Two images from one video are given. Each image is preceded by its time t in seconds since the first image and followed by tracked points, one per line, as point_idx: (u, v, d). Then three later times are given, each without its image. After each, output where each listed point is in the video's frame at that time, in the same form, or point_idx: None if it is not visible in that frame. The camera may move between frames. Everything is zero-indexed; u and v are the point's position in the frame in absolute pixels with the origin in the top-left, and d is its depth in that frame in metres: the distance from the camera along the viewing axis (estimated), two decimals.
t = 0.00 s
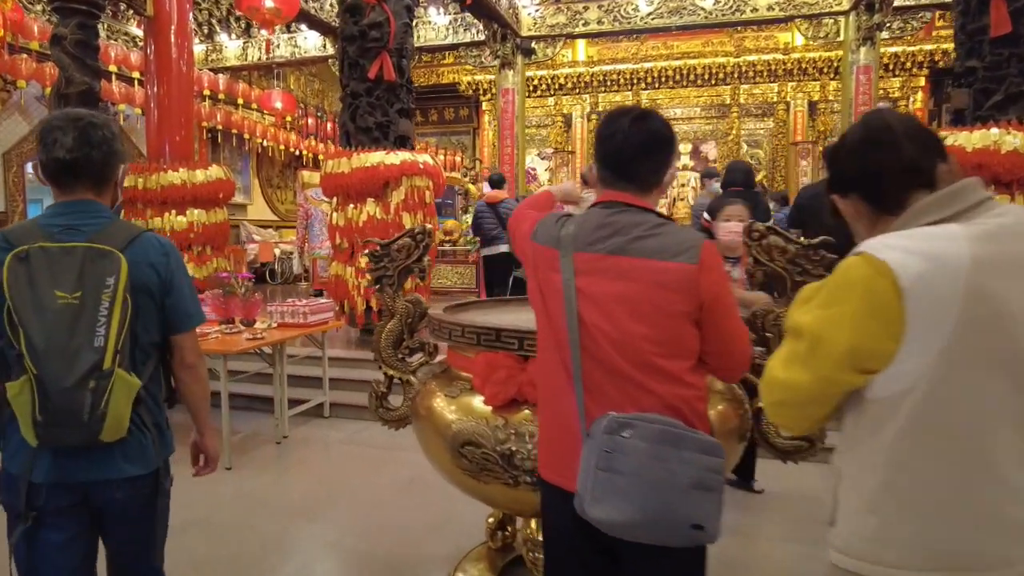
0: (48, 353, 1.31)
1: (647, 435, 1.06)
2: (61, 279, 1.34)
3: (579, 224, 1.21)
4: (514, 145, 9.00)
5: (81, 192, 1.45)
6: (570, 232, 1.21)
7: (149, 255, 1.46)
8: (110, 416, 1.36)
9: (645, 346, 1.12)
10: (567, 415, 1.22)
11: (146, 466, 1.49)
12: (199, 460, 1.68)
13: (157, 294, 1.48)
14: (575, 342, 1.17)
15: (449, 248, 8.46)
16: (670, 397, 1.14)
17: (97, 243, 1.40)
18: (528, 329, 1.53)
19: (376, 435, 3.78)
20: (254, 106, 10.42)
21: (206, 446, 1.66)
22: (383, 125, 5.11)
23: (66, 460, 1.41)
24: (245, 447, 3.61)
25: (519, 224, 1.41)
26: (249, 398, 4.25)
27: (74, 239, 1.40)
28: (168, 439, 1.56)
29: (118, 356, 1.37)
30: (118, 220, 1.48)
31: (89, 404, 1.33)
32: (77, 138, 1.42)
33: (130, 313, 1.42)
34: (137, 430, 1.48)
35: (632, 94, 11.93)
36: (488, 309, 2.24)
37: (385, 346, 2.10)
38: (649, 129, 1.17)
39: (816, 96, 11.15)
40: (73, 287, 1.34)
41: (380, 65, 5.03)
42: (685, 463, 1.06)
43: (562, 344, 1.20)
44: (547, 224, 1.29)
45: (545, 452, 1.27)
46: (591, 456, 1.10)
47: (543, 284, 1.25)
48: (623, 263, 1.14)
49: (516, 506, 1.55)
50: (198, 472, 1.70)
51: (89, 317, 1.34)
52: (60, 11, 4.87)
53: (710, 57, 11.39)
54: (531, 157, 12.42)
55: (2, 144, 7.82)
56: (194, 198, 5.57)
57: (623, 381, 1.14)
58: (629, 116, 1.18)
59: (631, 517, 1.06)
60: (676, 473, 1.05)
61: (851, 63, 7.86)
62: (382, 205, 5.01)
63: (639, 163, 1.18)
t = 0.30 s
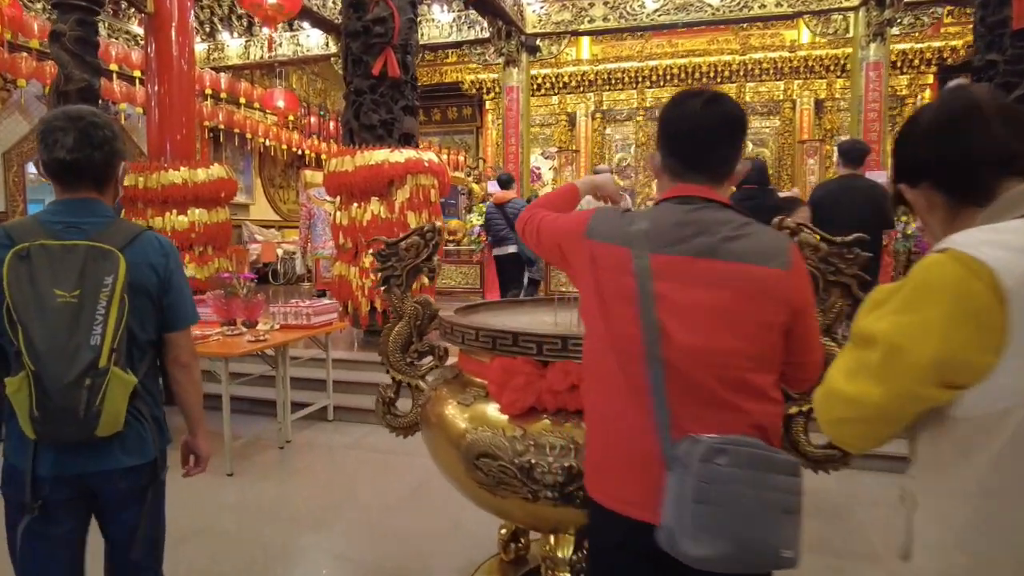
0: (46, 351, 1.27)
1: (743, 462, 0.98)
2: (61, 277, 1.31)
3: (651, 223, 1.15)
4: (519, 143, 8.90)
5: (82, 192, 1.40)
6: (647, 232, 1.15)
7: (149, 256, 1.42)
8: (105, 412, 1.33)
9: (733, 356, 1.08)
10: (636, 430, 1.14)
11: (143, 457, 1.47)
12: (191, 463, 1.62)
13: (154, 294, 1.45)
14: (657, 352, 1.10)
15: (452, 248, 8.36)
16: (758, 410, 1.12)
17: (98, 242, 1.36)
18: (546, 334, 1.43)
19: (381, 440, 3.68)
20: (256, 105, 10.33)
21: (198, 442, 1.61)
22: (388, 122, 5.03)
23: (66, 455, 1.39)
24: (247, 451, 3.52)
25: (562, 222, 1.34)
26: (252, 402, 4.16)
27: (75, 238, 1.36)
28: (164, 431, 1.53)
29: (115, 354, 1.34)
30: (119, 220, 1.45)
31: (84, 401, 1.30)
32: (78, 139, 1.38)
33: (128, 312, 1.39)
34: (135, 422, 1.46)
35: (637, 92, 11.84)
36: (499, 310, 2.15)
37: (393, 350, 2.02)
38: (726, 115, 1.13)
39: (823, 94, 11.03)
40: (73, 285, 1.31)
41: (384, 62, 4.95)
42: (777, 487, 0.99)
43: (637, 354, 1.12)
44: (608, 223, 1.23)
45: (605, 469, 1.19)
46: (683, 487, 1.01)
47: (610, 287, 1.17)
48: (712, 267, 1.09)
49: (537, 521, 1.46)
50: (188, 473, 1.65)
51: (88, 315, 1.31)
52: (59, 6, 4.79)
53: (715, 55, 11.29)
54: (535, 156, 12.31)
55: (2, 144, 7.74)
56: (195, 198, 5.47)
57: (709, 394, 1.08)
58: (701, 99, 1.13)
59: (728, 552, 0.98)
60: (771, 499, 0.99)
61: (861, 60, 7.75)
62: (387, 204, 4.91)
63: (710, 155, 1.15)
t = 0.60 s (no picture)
0: (17, 355, 1.22)
1: (824, 496, 0.95)
2: (34, 280, 1.25)
3: (708, 227, 1.10)
4: (524, 143, 8.78)
5: (57, 193, 1.36)
6: (707, 235, 1.09)
7: (127, 259, 1.38)
8: (77, 417, 1.28)
9: (801, 374, 1.05)
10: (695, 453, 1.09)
11: (118, 463, 1.40)
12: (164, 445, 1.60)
13: (133, 296, 1.40)
14: (723, 372, 1.04)
15: (457, 249, 8.25)
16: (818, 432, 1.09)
17: (73, 245, 1.31)
18: (560, 346, 1.32)
19: (384, 447, 3.56)
20: (258, 104, 10.22)
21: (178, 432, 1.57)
22: (391, 121, 4.91)
23: (41, 458, 1.32)
24: (247, 459, 3.42)
25: (595, 222, 1.27)
26: (253, 407, 4.05)
27: (52, 241, 1.32)
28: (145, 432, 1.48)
29: (88, 359, 1.28)
30: (98, 221, 1.40)
31: (55, 408, 1.25)
32: (47, 142, 1.32)
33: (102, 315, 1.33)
34: (107, 428, 1.38)
35: (643, 91, 11.70)
36: (507, 317, 2.03)
37: (396, 360, 1.91)
38: (784, 111, 1.15)
39: (831, 91, 10.89)
40: (46, 288, 1.25)
41: (387, 59, 4.85)
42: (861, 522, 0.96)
43: (699, 370, 1.06)
44: (656, 226, 1.17)
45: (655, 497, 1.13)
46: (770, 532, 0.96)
47: (665, 300, 1.11)
48: (781, 279, 1.05)
49: (552, 549, 1.35)
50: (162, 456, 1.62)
51: (61, 320, 1.25)
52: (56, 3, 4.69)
53: (722, 53, 11.13)
54: (540, 155, 12.19)
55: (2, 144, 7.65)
56: (195, 198, 5.37)
57: (777, 416, 1.05)
58: (764, 89, 1.17)
59: None
60: (856, 536, 0.96)
61: (873, 56, 7.62)
62: (390, 204, 4.81)
63: (769, 147, 1.17)
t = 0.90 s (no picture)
0: None
1: (870, 528, 0.89)
2: None
3: (739, 224, 0.99)
4: (531, 141, 8.66)
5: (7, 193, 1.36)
6: (736, 234, 0.99)
7: (68, 262, 1.35)
8: None
9: (843, 390, 0.94)
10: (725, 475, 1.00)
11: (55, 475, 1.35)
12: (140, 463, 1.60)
13: (77, 304, 1.37)
14: (753, 388, 0.94)
15: (462, 249, 8.16)
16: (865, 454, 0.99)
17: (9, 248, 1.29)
18: (586, 353, 1.21)
19: (391, 453, 3.46)
20: (263, 103, 10.15)
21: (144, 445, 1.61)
22: (397, 118, 4.82)
23: None
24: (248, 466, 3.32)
25: (623, 218, 1.17)
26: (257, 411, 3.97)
27: None
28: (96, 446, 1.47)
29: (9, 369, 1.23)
30: (47, 224, 1.40)
31: None
32: None
33: (33, 321, 1.28)
34: (43, 438, 1.34)
35: (650, 89, 11.57)
36: (520, 320, 1.93)
37: (405, 365, 1.81)
38: (834, 91, 1.04)
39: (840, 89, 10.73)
40: None
41: (393, 54, 4.75)
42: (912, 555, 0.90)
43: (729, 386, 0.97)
44: (683, 223, 1.06)
45: (682, 522, 1.03)
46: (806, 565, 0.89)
47: (690, 307, 1.01)
48: (819, 285, 0.93)
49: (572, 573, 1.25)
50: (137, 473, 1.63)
51: None
52: None
53: (731, 50, 10.99)
54: (547, 153, 12.08)
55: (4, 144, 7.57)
56: (198, 197, 5.28)
57: (818, 438, 0.95)
58: (807, 70, 1.05)
59: None
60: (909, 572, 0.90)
61: (886, 52, 7.48)
62: (396, 203, 4.70)
63: (813, 133, 1.07)
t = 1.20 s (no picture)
0: None
1: (930, 554, 0.83)
2: None
3: (772, 213, 0.94)
4: (539, 139, 8.54)
5: None
6: (765, 224, 0.93)
7: (21, 265, 1.38)
8: None
9: (889, 396, 0.87)
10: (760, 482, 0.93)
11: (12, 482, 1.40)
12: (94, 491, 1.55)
13: (35, 304, 1.40)
14: (785, 388, 0.89)
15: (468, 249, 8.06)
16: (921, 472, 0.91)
17: None
18: (624, 361, 1.12)
19: (401, 457, 3.37)
20: (268, 102, 10.05)
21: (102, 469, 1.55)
22: (405, 115, 4.72)
23: None
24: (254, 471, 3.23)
25: (661, 210, 1.11)
26: (262, 413, 3.88)
27: None
28: (57, 452, 1.48)
29: None
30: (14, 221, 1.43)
31: None
32: None
33: None
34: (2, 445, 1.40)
35: (657, 87, 11.35)
36: (542, 323, 1.83)
37: (421, 370, 1.71)
38: (886, 68, 0.94)
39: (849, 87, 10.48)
40: None
41: (401, 49, 4.65)
42: None
43: (760, 387, 0.91)
44: (713, 213, 1.00)
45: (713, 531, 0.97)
46: None
47: (718, 300, 0.96)
48: (855, 278, 0.87)
49: None
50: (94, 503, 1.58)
51: None
52: None
53: (739, 48, 10.80)
54: (553, 152, 11.95)
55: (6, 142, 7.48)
56: (203, 195, 5.19)
57: (864, 449, 0.88)
58: (862, 45, 0.95)
59: None
60: None
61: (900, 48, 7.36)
62: (404, 201, 4.61)
63: (866, 118, 0.97)
